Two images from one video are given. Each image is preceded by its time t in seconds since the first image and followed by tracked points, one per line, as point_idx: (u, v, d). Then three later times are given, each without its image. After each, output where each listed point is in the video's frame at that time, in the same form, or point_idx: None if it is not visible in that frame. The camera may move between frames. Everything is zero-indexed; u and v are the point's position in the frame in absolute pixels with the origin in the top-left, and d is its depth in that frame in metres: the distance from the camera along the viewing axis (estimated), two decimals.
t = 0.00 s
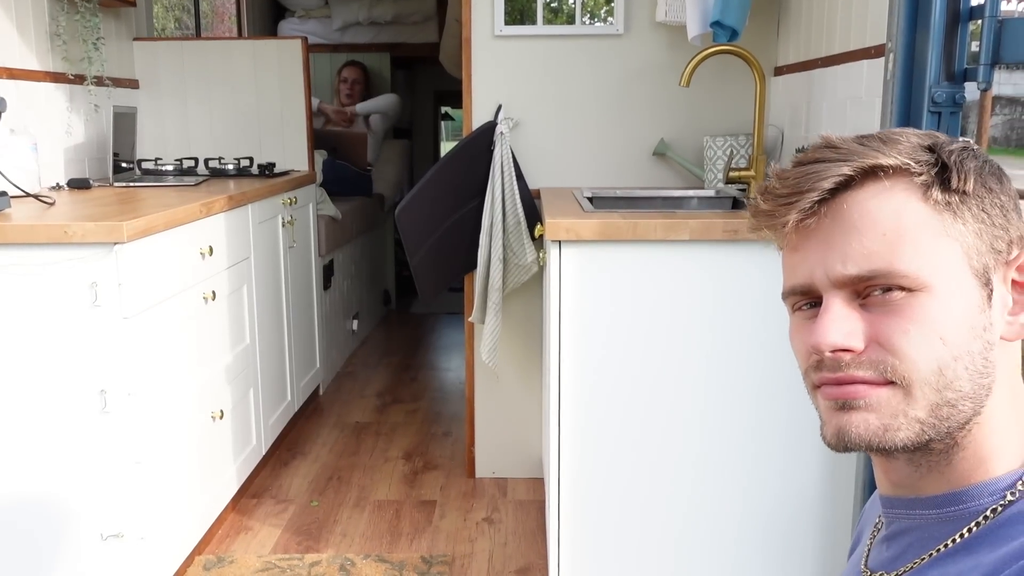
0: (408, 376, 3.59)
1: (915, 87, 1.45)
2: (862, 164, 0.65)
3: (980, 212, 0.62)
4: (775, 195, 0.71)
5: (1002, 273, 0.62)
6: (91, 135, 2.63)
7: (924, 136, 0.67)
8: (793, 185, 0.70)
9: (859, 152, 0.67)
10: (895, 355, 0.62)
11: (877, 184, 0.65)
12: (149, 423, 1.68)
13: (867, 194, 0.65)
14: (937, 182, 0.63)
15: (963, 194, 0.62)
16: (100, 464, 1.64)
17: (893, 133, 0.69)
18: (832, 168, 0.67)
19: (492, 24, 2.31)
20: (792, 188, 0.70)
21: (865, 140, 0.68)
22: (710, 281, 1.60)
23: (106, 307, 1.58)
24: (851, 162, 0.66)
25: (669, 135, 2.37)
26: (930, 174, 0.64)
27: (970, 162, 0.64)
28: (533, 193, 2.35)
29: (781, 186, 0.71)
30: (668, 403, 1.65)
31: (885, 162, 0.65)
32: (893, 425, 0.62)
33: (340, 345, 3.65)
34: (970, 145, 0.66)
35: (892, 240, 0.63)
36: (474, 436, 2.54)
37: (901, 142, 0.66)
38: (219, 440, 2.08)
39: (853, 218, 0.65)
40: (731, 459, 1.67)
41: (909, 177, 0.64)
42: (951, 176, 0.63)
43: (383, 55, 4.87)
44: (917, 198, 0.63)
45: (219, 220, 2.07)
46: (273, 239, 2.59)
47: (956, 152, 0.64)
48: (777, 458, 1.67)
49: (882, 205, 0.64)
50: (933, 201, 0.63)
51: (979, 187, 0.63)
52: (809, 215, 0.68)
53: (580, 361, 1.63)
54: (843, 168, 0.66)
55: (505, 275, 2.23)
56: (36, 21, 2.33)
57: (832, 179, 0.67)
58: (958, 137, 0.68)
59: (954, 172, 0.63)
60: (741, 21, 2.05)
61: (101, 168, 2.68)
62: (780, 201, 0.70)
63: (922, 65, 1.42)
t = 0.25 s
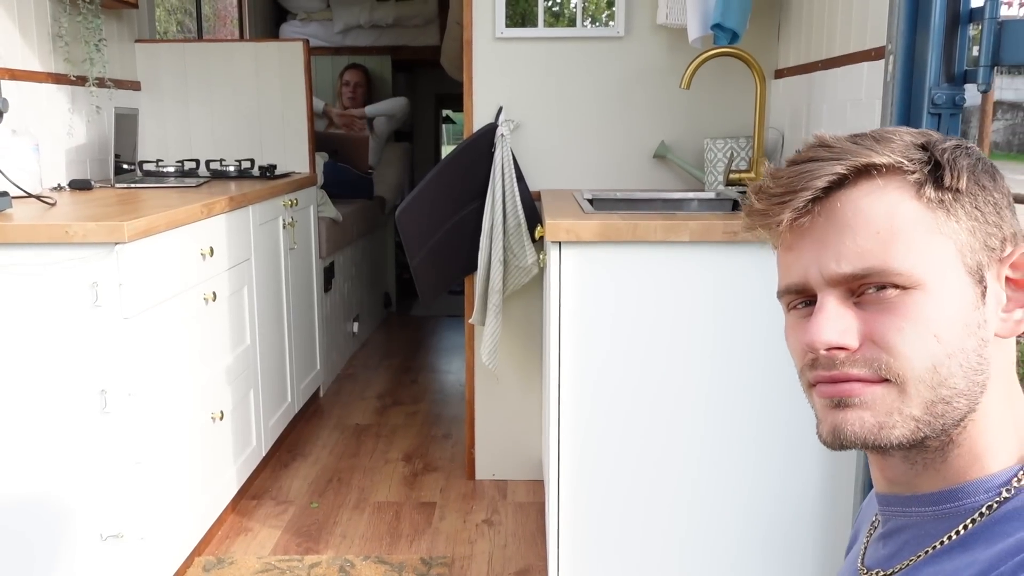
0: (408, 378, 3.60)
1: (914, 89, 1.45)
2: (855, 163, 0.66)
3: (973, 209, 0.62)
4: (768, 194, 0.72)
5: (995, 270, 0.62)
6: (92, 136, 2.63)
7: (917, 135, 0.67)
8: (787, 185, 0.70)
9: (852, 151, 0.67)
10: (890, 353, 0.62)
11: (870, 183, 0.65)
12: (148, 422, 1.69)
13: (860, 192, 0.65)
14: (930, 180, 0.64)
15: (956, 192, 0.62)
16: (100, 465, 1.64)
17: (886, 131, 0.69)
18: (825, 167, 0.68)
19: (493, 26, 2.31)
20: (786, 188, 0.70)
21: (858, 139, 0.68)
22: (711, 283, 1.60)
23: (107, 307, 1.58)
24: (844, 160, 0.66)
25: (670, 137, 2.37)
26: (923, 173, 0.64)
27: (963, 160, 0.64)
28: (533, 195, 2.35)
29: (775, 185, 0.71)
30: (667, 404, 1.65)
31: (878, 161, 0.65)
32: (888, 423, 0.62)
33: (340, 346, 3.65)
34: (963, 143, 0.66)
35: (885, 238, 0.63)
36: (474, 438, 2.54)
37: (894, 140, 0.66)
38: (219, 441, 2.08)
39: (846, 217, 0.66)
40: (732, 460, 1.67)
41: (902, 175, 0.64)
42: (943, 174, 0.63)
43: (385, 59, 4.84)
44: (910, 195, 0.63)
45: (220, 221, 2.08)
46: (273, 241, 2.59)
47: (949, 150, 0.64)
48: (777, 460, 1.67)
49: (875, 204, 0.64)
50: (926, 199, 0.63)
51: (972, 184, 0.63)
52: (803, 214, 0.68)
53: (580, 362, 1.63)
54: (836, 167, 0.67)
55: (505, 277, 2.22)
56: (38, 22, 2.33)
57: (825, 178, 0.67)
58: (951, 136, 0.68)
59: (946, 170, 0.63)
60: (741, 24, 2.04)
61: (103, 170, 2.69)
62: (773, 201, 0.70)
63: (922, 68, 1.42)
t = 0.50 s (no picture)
0: (410, 397, 3.59)
1: (913, 108, 1.46)
2: (849, 182, 0.67)
3: (966, 227, 0.63)
4: (764, 212, 0.72)
5: (989, 287, 0.62)
6: (98, 156, 2.65)
7: (910, 154, 0.68)
8: (782, 204, 0.71)
9: (846, 169, 0.68)
10: (885, 371, 0.63)
11: (865, 202, 0.66)
12: (151, 440, 1.69)
13: (855, 211, 0.66)
14: (923, 199, 0.65)
15: (950, 210, 0.63)
16: (103, 483, 1.64)
17: (880, 150, 0.70)
18: (820, 186, 0.69)
19: (496, 47, 2.34)
20: (781, 207, 0.71)
21: (852, 158, 0.70)
22: (712, 302, 1.61)
23: (111, 325, 1.59)
24: (838, 179, 0.68)
25: (672, 157, 2.38)
26: (917, 191, 0.65)
27: (956, 178, 0.65)
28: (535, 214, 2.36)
29: (770, 204, 0.72)
30: (669, 423, 1.65)
31: (872, 179, 0.66)
32: (884, 441, 0.62)
33: (343, 366, 3.65)
34: (956, 161, 0.67)
35: (880, 257, 0.64)
36: (476, 458, 2.53)
37: (888, 159, 0.68)
38: (221, 460, 2.08)
39: (841, 235, 0.66)
40: (734, 480, 1.67)
41: (896, 194, 0.65)
42: (937, 192, 0.64)
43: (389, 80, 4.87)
44: (903, 213, 0.64)
45: (224, 240, 2.09)
46: (277, 260, 2.60)
47: (942, 168, 0.66)
48: (780, 479, 1.66)
49: (869, 222, 0.65)
50: (920, 216, 0.64)
51: (965, 203, 0.64)
52: (798, 233, 0.69)
53: (582, 381, 1.63)
54: (830, 186, 0.68)
55: (508, 296, 2.24)
56: (46, 43, 2.36)
57: (819, 197, 0.68)
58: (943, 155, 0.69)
59: (939, 188, 0.64)
60: (741, 45, 2.08)
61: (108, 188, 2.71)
62: (768, 219, 0.71)
63: (921, 87, 1.43)
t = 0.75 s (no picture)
0: (416, 412, 3.58)
1: (920, 122, 1.46)
2: (852, 199, 0.66)
3: (971, 242, 0.62)
4: (768, 229, 0.72)
5: (995, 302, 0.62)
6: (107, 169, 2.67)
7: (913, 170, 0.68)
8: (785, 221, 0.70)
9: (849, 186, 0.67)
10: (892, 386, 0.62)
11: (868, 218, 0.66)
12: (157, 453, 1.68)
13: (858, 227, 0.66)
14: (927, 215, 0.64)
15: (954, 226, 0.63)
16: (109, 495, 1.64)
17: (883, 166, 0.69)
18: (823, 203, 0.68)
19: (503, 63, 2.34)
20: (784, 223, 0.70)
21: (855, 174, 0.69)
22: (719, 317, 1.60)
23: (118, 338, 1.59)
24: (841, 196, 0.67)
25: (679, 172, 2.38)
26: (921, 208, 0.64)
27: (960, 195, 0.64)
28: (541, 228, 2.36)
29: (774, 221, 0.72)
30: (677, 437, 1.64)
31: (876, 196, 0.65)
32: (892, 457, 0.62)
33: (349, 380, 3.64)
34: (959, 177, 0.67)
35: (884, 273, 0.63)
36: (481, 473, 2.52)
37: (891, 175, 0.67)
38: (227, 473, 2.07)
39: (846, 251, 0.66)
40: (742, 497, 1.65)
41: (900, 210, 0.65)
42: (941, 209, 0.64)
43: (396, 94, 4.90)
44: (907, 229, 0.64)
45: (231, 254, 2.09)
46: (284, 273, 2.61)
47: (946, 184, 0.65)
48: (788, 496, 1.65)
49: (873, 237, 0.65)
50: (924, 233, 0.63)
51: (970, 218, 0.63)
52: (802, 249, 0.68)
53: (587, 396, 1.63)
54: (834, 202, 0.67)
55: (514, 310, 2.22)
56: (56, 58, 2.38)
57: (823, 214, 0.67)
58: (947, 170, 0.69)
59: (943, 205, 0.64)
60: (749, 61, 2.09)
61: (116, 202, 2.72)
62: (772, 236, 0.71)
63: (928, 103, 1.43)
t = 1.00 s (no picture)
0: (423, 426, 3.58)
1: (928, 137, 1.46)
2: (856, 216, 0.67)
3: (976, 258, 0.63)
4: (772, 246, 0.73)
5: (1001, 318, 0.62)
6: (116, 182, 2.69)
7: (918, 188, 0.68)
8: (790, 238, 0.71)
9: (853, 204, 0.69)
10: (897, 403, 0.62)
11: (872, 235, 0.66)
12: (162, 464, 1.68)
13: (862, 244, 0.66)
14: (931, 231, 0.65)
15: (959, 242, 0.64)
16: (115, 506, 1.64)
17: (887, 184, 0.71)
18: (827, 220, 0.69)
19: (511, 78, 2.35)
20: (789, 240, 0.71)
21: (859, 192, 0.70)
22: (727, 333, 1.60)
23: (126, 350, 1.59)
24: (845, 213, 0.68)
25: (686, 187, 2.39)
26: (925, 224, 0.65)
27: (965, 211, 0.65)
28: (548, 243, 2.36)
29: (779, 238, 0.73)
30: (684, 453, 1.63)
31: (879, 213, 0.66)
32: (897, 474, 0.62)
33: (356, 393, 3.64)
34: (964, 194, 0.67)
35: (888, 289, 0.64)
36: (488, 487, 2.51)
37: (895, 193, 0.68)
38: (233, 486, 2.07)
39: (850, 267, 0.67)
40: (749, 513, 1.64)
41: (903, 227, 0.66)
42: (945, 226, 0.65)
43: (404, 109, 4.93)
44: (911, 246, 0.65)
45: (239, 267, 2.10)
46: (291, 287, 2.61)
47: (950, 202, 0.66)
48: (796, 514, 1.64)
49: (878, 253, 0.65)
50: (928, 249, 0.64)
51: (974, 235, 0.64)
52: (806, 266, 0.69)
53: (593, 411, 1.62)
54: (838, 219, 0.68)
55: (521, 325, 2.23)
56: (68, 72, 2.41)
57: (827, 230, 0.68)
58: (951, 188, 0.70)
59: (947, 221, 0.64)
60: (756, 77, 2.09)
61: (126, 215, 2.74)
62: (776, 253, 0.72)
63: (936, 120, 1.43)
